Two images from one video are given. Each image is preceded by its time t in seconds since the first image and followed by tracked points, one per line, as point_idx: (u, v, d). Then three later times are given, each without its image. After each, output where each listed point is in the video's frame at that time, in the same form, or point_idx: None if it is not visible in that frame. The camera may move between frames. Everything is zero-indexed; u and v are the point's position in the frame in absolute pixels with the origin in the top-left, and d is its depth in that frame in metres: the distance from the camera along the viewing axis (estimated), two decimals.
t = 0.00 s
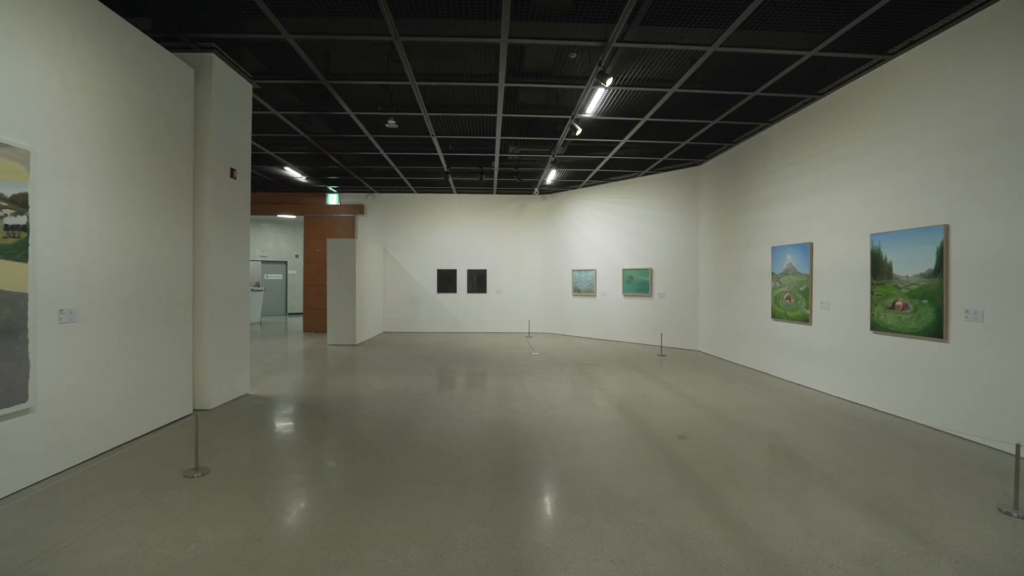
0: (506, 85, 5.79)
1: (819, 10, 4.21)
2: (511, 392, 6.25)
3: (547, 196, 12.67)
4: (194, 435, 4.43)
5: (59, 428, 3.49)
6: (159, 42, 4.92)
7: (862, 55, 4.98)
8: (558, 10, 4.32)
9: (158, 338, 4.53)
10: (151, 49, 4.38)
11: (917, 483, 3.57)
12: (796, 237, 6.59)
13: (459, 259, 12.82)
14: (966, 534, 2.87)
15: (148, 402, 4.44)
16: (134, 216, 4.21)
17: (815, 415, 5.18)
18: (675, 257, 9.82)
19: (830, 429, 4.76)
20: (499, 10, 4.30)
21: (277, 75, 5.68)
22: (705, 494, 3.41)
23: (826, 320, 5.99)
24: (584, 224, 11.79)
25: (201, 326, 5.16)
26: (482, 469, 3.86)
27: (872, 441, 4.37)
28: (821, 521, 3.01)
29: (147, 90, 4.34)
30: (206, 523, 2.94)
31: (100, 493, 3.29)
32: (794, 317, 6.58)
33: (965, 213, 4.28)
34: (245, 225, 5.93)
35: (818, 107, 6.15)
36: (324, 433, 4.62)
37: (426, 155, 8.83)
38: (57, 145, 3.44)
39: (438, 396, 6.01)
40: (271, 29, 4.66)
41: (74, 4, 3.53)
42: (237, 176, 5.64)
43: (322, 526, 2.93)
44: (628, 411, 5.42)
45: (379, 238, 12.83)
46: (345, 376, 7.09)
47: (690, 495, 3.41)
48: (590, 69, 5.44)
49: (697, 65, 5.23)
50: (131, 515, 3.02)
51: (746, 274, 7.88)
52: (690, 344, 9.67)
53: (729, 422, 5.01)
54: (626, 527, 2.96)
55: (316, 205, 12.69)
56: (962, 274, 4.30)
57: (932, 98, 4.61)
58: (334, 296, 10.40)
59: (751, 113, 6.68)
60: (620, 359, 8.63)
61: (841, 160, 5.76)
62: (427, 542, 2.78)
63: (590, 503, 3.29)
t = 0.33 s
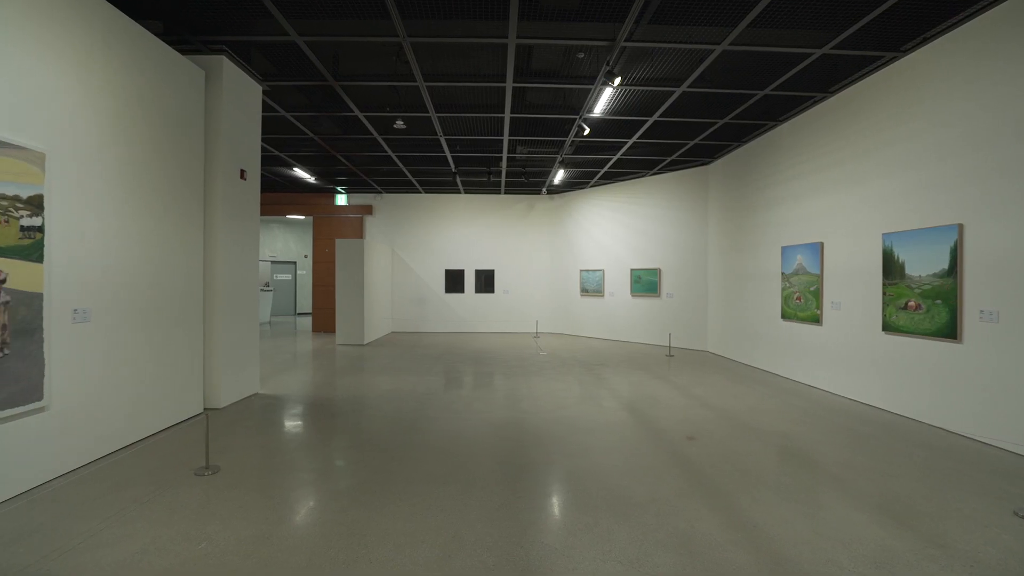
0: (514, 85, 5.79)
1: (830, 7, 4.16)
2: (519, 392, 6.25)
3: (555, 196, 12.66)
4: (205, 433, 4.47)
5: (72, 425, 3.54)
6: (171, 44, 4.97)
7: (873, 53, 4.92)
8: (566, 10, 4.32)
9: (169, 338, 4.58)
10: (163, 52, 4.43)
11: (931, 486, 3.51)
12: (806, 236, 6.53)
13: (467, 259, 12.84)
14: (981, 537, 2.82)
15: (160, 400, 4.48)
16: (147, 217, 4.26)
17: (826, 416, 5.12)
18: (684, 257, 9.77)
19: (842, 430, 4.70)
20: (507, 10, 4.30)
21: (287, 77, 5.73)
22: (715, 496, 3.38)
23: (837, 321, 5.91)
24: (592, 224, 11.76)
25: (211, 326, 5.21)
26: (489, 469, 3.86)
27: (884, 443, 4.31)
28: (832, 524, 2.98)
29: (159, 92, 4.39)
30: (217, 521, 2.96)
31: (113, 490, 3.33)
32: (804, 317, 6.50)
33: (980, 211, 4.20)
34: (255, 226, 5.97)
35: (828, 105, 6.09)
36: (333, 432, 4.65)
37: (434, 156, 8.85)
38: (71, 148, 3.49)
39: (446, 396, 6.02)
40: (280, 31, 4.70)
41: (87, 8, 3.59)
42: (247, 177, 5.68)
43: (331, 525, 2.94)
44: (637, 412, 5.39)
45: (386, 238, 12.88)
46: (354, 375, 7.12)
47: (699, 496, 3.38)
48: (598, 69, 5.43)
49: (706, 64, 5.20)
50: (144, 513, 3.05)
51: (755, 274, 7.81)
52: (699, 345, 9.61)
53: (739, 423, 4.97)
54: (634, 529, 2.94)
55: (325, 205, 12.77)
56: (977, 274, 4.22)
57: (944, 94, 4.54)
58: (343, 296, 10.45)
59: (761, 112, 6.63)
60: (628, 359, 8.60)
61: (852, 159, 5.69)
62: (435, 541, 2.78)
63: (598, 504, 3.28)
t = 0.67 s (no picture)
0: (522, 85, 5.79)
1: (842, 4, 4.12)
2: (527, 392, 6.24)
3: (563, 196, 12.65)
4: (216, 432, 4.51)
5: (87, 424, 3.59)
6: (183, 47, 5.03)
7: (885, 50, 4.85)
8: (574, 9, 4.31)
9: (181, 337, 4.63)
10: (176, 55, 4.48)
11: (945, 489, 3.45)
12: (817, 236, 6.45)
13: (474, 259, 12.86)
14: (996, 541, 2.77)
15: (172, 400, 4.53)
16: (159, 218, 4.31)
17: (837, 417, 5.06)
18: (693, 257, 9.72)
19: (854, 432, 4.65)
20: (515, 11, 4.30)
21: (296, 79, 5.78)
22: (725, 498, 3.35)
23: (848, 321, 5.83)
24: (600, 224, 11.73)
25: (222, 326, 5.26)
26: (497, 469, 3.86)
27: (897, 446, 4.25)
28: (844, 527, 2.94)
29: (171, 95, 4.43)
30: (228, 519, 2.99)
31: (126, 488, 3.37)
32: (815, 318, 6.42)
33: (995, 210, 4.12)
34: (265, 227, 6.02)
35: (839, 104, 6.02)
36: (342, 431, 4.67)
37: (442, 156, 8.87)
38: (85, 150, 3.54)
39: (455, 396, 6.03)
40: (289, 33, 4.73)
41: (101, 13, 3.64)
42: (258, 178, 5.73)
43: (340, 524, 2.96)
44: (646, 412, 5.37)
45: (395, 239, 12.94)
46: (362, 375, 7.15)
47: (708, 498, 3.36)
48: (606, 68, 5.42)
49: (715, 62, 5.16)
50: (156, 510, 3.08)
51: (765, 274, 7.75)
52: (708, 345, 9.55)
53: (750, 424, 4.92)
54: (643, 530, 2.93)
55: (334, 206, 12.87)
56: (992, 274, 4.15)
57: (957, 91, 4.46)
58: (351, 296, 10.51)
59: (771, 111, 6.57)
60: (637, 360, 8.57)
61: (863, 157, 5.61)
62: (443, 541, 2.79)
63: (607, 505, 3.27)
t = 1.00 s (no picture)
0: (531, 85, 5.79)
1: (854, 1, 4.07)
2: (535, 392, 6.23)
3: (571, 196, 12.62)
4: (227, 431, 4.55)
5: (101, 422, 3.64)
6: (195, 50, 5.09)
7: (899, 46, 4.78)
8: (583, 9, 4.30)
9: (193, 337, 4.67)
10: (188, 58, 4.52)
11: (960, 492, 3.39)
12: (828, 235, 6.38)
13: (482, 260, 12.87)
14: (1014, 546, 2.72)
15: (184, 398, 4.58)
16: (172, 218, 4.35)
17: (849, 419, 5.00)
18: (702, 257, 9.66)
19: (867, 433, 4.59)
20: (524, 11, 4.30)
21: (306, 80, 5.82)
22: (735, 500, 3.32)
23: (860, 321, 5.75)
24: (609, 224, 11.70)
25: (233, 326, 5.31)
26: (506, 469, 3.86)
27: (912, 448, 4.19)
28: (857, 530, 2.91)
29: (184, 97, 4.48)
30: (239, 517, 3.02)
31: (140, 485, 3.41)
32: (826, 318, 6.34)
33: (1011, 209, 4.05)
34: (276, 227, 6.07)
35: (850, 102, 5.94)
36: (351, 431, 4.69)
37: (451, 156, 8.89)
38: (99, 152, 3.58)
39: (463, 396, 6.04)
40: (299, 35, 4.77)
41: (114, 17, 3.68)
42: (268, 179, 5.77)
43: (349, 523, 2.97)
44: (656, 413, 5.33)
45: (403, 239, 12.99)
46: (371, 375, 7.18)
47: (718, 499, 3.33)
48: (615, 68, 5.40)
49: (726, 61, 5.13)
50: (169, 507, 3.12)
51: (776, 274, 7.67)
52: (718, 345, 9.48)
53: (760, 426, 4.88)
54: (652, 531, 2.91)
55: (343, 207, 12.95)
56: (1008, 274, 4.07)
57: (972, 88, 4.38)
58: (360, 296, 10.57)
59: (782, 109, 6.51)
60: (646, 360, 8.53)
61: (875, 155, 5.53)
62: (452, 540, 2.79)
63: (616, 506, 3.25)
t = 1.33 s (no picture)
0: (540, 85, 5.78)
1: None
2: (544, 392, 6.23)
3: (580, 196, 12.60)
4: (239, 430, 4.60)
5: (116, 420, 3.69)
6: (208, 53, 5.15)
7: (913, 43, 4.71)
8: (592, 9, 4.29)
9: (206, 336, 4.73)
10: (201, 61, 4.58)
11: (977, 496, 3.33)
12: (840, 235, 6.29)
13: (491, 260, 12.88)
14: None
15: (197, 397, 4.64)
16: (185, 220, 4.41)
17: (863, 421, 4.93)
18: (713, 257, 9.58)
19: (881, 436, 4.52)
20: (533, 11, 4.29)
21: (317, 82, 5.86)
22: (746, 502, 3.29)
23: (874, 322, 5.67)
24: (618, 224, 11.66)
25: (245, 326, 5.36)
26: (515, 469, 3.86)
27: (927, 451, 4.12)
28: (871, 534, 2.86)
29: (196, 99, 4.54)
30: (251, 515, 3.05)
31: (154, 482, 3.46)
32: (839, 318, 6.26)
33: None
34: (287, 228, 6.12)
35: (864, 99, 5.86)
36: (361, 430, 4.72)
37: (460, 157, 8.91)
38: (114, 155, 3.63)
39: (473, 396, 6.05)
40: (310, 37, 4.80)
41: (129, 21, 3.73)
42: (279, 181, 5.83)
43: (359, 522, 2.99)
44: (665, 414, 5.30)
45: (412, 239, 13.05)
46: (381, 375, 7.21)
47: (729, 501, 3.31)
48: (625, 67, 5.38)
49: (736, 59, 5.09)
50: (183, 504, 3.17)
51: (787, 274, 7.59)
52: (728, 346, 9.40)
53: (772, 427, 4.83)
54: (662, 532, 2.90)
55: (352, 207, 13.03)
56: None
57: (990, 85, 4.29)
58: (370, 296, 10.64)
59: (794, 107, 6.44)
60: (656, 361, 8.48)
61: (889, 153, 5.44)
62: (462, 540, 2.79)
63: (627, 507, 3.23)
